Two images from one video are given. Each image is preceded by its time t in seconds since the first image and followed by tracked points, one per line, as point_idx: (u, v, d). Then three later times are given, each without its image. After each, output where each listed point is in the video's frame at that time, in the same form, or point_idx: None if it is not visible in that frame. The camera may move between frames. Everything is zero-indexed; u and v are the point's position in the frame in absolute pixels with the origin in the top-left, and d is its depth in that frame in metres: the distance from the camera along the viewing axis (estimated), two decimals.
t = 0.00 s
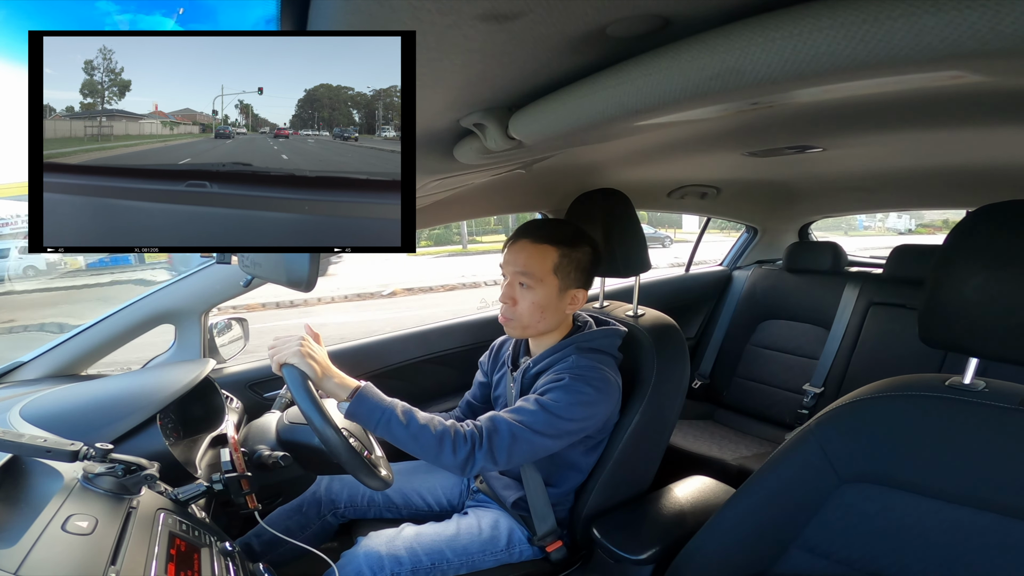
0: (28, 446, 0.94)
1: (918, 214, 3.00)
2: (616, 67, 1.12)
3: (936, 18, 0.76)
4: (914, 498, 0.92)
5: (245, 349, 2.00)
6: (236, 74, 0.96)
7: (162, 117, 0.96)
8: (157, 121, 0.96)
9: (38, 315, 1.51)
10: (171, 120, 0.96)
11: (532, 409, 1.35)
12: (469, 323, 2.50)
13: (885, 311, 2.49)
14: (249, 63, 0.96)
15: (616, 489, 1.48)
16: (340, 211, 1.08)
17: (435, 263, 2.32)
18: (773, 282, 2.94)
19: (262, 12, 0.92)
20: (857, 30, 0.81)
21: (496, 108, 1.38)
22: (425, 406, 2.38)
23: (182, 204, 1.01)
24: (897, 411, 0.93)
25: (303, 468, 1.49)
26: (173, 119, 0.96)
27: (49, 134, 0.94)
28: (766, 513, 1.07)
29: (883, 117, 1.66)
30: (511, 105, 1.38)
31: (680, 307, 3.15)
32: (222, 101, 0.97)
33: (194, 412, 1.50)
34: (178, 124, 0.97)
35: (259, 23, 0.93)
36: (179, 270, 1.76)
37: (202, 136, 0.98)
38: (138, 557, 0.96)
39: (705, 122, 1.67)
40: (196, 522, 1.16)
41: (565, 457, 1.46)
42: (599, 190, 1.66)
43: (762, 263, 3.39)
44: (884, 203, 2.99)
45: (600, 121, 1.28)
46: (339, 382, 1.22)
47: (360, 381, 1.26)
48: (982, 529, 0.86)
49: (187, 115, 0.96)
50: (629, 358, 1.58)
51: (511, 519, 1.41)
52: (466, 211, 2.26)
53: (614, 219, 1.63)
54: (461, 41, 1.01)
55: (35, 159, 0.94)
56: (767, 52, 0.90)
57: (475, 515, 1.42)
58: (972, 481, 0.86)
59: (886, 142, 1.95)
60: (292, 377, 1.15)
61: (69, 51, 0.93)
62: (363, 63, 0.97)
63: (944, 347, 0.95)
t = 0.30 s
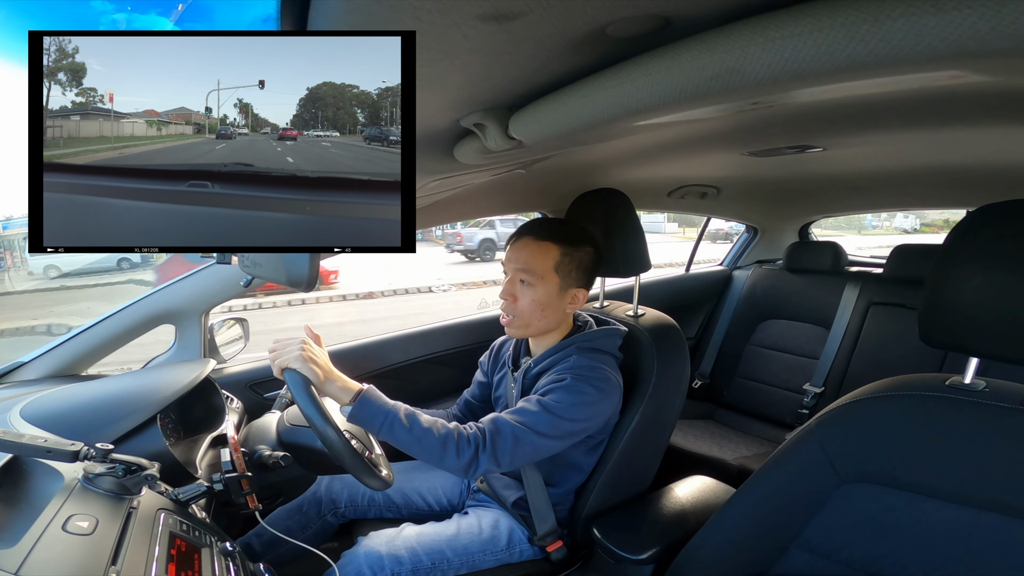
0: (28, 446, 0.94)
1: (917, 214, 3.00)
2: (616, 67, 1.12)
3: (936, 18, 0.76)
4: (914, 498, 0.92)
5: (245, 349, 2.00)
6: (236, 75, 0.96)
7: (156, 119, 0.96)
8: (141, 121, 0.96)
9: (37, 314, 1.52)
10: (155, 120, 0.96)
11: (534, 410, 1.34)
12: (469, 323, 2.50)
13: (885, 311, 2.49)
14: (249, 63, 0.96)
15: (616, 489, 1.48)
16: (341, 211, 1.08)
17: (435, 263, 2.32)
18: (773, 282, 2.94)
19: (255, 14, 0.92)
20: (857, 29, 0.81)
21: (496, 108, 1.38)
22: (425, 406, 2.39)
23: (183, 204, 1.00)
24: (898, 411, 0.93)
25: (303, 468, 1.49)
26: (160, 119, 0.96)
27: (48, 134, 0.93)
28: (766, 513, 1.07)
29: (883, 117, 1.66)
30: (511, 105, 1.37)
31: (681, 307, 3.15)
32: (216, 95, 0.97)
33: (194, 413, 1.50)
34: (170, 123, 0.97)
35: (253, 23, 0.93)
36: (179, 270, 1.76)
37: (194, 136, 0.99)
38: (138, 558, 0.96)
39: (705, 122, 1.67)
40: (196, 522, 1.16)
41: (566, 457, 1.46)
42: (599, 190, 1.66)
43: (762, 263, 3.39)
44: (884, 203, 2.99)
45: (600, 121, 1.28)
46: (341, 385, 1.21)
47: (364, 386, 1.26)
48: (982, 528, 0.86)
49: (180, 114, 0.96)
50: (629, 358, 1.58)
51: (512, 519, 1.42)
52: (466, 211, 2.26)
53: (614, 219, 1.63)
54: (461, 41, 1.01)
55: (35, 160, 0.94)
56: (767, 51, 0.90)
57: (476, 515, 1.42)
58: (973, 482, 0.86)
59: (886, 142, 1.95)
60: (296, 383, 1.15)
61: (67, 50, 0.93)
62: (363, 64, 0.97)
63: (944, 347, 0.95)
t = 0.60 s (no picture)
0: (28, 446, 0.94)
1: (918, 214, 3.00)
2: (616, 67, 1.12)
3: (935, 17, 0.76)
4: (914, 497, 0.92)
5: (245, 349, 2.00)
6: (236, 75, 0.96)
7: (148, 118, 0.95)
8: (128, 120, 0.94)
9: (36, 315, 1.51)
10: (138, 117, 0.95)
11: (534, 407, 1.34)
12: (469, 323, 2.50)
13: (885, 311, 2.49)
14: (249, 63, 0.96)
15: (616, 489, 1.48)
16: (341, 212, 1.07)
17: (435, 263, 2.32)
18: (772, 282, 2.94)
19: (253, 15, 0.92)
20: (857, 29, 0.81)
21: (496, 108, 1.38)
22: (425, 406, 2.39)
23: (181, 204, 1.01)
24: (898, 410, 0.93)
25: (303, 468, 1.49)
26: (149, 117, 0.95)
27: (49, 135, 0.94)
28: (766, 513, 1.07)
29: (883, 117, 1.66)
30: (511, 105, 1.37)
31: (680, 307, 3.15)
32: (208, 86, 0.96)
33: (194, 412, 1.50)
34: (157, 122, 0.96)
35: (252, 23, 0.93)
36: (179, 270, 1.76)
37: (188, 135, 0.99)
38: (138, 558, 0.96)
39: (705, 122, 1.67)
40: (196, 522, 1.16)
41: (566, 456, 1.46)
42: (599, 190, 1.66)
43: (762, 263, 3.39)
44: (884, 203, 2.99)
45: (600, 121, 1.28)
46: (340, 383, 1.22)
47: (362, 383, 1.26)
48: (982, 528, 0.86)
49: (173, 113, 0.96)
50: (629, 357, 1.58)
51: (512, 519, 1.42)
52: (466, 211, 2.26)
53: (615, 219, 1.63)
54: (461, 41, 1.01)
55: (35, 160, 0.94)
56: (767, 51, 0.90)
57: (476, 515, 1.42)
58: (973, 481, 0.86)
59: (886, 142, 1.95)
60: (294, 380, 1.15)
61: (68, 51, 0.93)
62: (363, 65, 0.97)
63: (944, 347, 0.95)
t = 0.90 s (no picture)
0: (28, 446, 0.94)
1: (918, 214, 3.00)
2: (616, 67, 1.12)
3: (935, 17, 0.76)
4: (913, 497, 0.92)
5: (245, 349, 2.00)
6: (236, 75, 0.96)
7: (136, 117, 0.95)
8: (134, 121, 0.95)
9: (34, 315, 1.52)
10: (119, 116, 0.94)
11: (532, 407, 1.35)
12: (469, 323, 2.50)
13: (885, 311, 2.49)
14: (249, 63, 0.96)
15: (616, 489, 1.48)
16: (341, 211, 1.07)
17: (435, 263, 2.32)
18: (772, 283, 2.94)
19: (250, 16, 0.91)
20: (857, 29, 0.81)
21: (496, 108, 1.38)
22: (425, 407, 2.39)
23: (183, 204, 1.01)
24: (898, 410, 0.93)
25: (303, 468, 1.49)
26: (135, 116, 0.95)
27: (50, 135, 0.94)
28: (766, 513, 1.07)
29: (884, 117, 1.65)
30: (511, 105, 1.37)
31: (680, 307, 3.15)
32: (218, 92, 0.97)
33: (193, 413, 1.50)
34: (144, 121, 0.96)
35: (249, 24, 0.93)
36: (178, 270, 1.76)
37: (181, 136, 0.98)
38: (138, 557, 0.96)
39: (705, 122, 1.67)
40: (196, 522, 1.16)
41: (565, 456, 1.46)
42: (599, 190, 1.66)
43: (762, 263, 3.39)
44: (884, 203, 2.99)
45: (599, 121, 1.28)
46: (338, 381, 1.22)
47: (360, 381, 1.26)
48: (982, 529, 0.86)
49: (169, 112, 0.96)
50: (629, 357, 1.58)
51: (511, 519, 1.42)
52: (466, 212, 2.26)
53: (614, 219, 1.62)
54: (461, 41, 1.01)
55: (35, 160, 0.95)
56: (767, 51, 0.90)
57: (475, 515, 1.42)
58: (973, 482, 0.86)
59: (887, 142, 1.95)
60: (291, 376, 1.15)
61: (68, 51, 0.93)
62: (363, 65, 0.97)
63: (944, 347, 0.95)
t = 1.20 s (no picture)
0: (28, 446, 0.94)
1: (918, 214, 3.00)
2: (615, 67, 1.12)
3: (935, 17, 0.76)
4: (914, 497, 0.92)
5: (245, 349, 2.00)
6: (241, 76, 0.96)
7: (119, 116, 0.94)
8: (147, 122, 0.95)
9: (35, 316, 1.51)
10: (111, 116, 0.94)
11: (532, 405, 1.35)
12: (469, 323, 2.50)
13: (885, 311, 2.49)
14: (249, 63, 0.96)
15: (616, 489, 1.48)
16: (341, 211, 1.07)
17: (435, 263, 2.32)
18: (772, 282, 2.94)
19: (244, 16, 0.92)
20: (856, 29, 0.81)
21: (496, 108, 1.38)
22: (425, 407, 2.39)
23: (183, 203, 1.01)
24: (898, 410, 0.93)
25: (303, 468, 1.49)
26: (122, 115, 0.94)
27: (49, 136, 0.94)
28: (766, 513, 1.07)
29: (883, 116, 1.66)
30: (510, 105, 1.37)
31: (680, 307, 3.15)
32: (206, 86, 0.96)
33: (194, 412, 1.50)
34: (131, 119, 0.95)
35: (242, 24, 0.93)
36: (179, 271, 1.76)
37: (166, 137, 0.97)
38: (138, 558, 0.96)
39: (704, 122, 1.67)
40: (196, 522, 1.16)
41: (565, 456, 1.47)
42: (599, 189, 1.65)
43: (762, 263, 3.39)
44: (884, 203, 2.99)
45: (599, 121, 1.28)
46: (338, 378, 1.22)
47: (359, 378, 1.26)
48: (982, 528, 0.86)
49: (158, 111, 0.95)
50: (629, 357, 1.58)
51: (512, 519, 1.42)
52: (466, 211, 2.26)
53: (615, 218, 1.62)
54: (461, 41, 1.01)
55: (35, 160, 0.95)
56: (767, 51, 0.90)
57: (476, 515, 1.42)
58: (973, 481, 0.86)
59: (886, 142, 1.95)
60: (291, 374, 1.15)
61: (68, 52, 0.93)
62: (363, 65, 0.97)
63: (944, 347, 0.95)
